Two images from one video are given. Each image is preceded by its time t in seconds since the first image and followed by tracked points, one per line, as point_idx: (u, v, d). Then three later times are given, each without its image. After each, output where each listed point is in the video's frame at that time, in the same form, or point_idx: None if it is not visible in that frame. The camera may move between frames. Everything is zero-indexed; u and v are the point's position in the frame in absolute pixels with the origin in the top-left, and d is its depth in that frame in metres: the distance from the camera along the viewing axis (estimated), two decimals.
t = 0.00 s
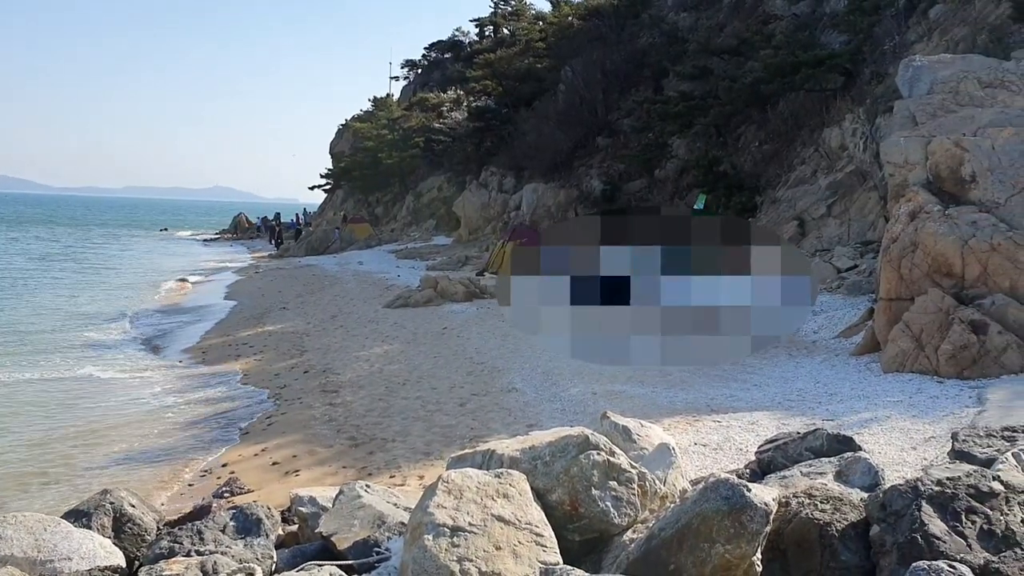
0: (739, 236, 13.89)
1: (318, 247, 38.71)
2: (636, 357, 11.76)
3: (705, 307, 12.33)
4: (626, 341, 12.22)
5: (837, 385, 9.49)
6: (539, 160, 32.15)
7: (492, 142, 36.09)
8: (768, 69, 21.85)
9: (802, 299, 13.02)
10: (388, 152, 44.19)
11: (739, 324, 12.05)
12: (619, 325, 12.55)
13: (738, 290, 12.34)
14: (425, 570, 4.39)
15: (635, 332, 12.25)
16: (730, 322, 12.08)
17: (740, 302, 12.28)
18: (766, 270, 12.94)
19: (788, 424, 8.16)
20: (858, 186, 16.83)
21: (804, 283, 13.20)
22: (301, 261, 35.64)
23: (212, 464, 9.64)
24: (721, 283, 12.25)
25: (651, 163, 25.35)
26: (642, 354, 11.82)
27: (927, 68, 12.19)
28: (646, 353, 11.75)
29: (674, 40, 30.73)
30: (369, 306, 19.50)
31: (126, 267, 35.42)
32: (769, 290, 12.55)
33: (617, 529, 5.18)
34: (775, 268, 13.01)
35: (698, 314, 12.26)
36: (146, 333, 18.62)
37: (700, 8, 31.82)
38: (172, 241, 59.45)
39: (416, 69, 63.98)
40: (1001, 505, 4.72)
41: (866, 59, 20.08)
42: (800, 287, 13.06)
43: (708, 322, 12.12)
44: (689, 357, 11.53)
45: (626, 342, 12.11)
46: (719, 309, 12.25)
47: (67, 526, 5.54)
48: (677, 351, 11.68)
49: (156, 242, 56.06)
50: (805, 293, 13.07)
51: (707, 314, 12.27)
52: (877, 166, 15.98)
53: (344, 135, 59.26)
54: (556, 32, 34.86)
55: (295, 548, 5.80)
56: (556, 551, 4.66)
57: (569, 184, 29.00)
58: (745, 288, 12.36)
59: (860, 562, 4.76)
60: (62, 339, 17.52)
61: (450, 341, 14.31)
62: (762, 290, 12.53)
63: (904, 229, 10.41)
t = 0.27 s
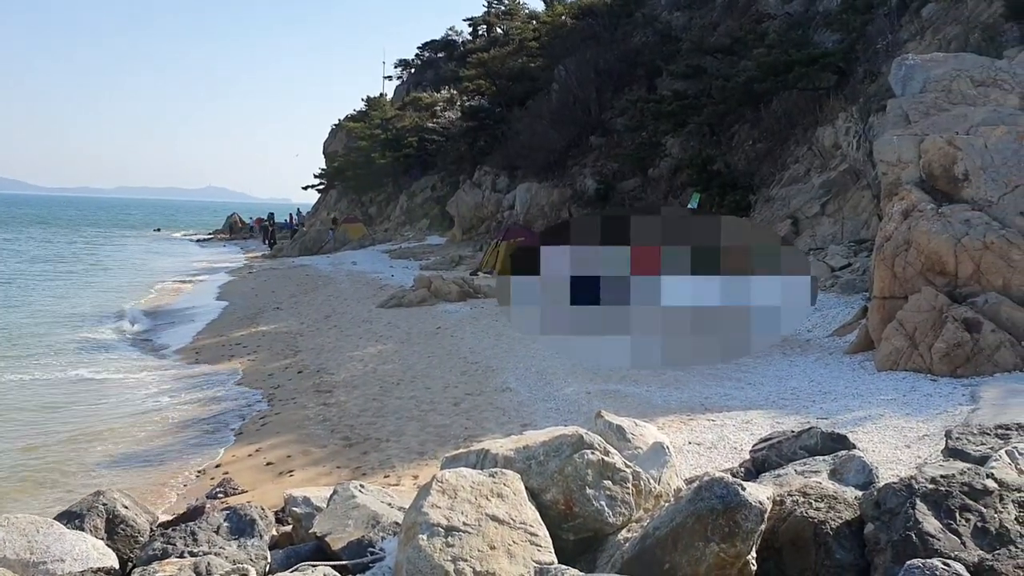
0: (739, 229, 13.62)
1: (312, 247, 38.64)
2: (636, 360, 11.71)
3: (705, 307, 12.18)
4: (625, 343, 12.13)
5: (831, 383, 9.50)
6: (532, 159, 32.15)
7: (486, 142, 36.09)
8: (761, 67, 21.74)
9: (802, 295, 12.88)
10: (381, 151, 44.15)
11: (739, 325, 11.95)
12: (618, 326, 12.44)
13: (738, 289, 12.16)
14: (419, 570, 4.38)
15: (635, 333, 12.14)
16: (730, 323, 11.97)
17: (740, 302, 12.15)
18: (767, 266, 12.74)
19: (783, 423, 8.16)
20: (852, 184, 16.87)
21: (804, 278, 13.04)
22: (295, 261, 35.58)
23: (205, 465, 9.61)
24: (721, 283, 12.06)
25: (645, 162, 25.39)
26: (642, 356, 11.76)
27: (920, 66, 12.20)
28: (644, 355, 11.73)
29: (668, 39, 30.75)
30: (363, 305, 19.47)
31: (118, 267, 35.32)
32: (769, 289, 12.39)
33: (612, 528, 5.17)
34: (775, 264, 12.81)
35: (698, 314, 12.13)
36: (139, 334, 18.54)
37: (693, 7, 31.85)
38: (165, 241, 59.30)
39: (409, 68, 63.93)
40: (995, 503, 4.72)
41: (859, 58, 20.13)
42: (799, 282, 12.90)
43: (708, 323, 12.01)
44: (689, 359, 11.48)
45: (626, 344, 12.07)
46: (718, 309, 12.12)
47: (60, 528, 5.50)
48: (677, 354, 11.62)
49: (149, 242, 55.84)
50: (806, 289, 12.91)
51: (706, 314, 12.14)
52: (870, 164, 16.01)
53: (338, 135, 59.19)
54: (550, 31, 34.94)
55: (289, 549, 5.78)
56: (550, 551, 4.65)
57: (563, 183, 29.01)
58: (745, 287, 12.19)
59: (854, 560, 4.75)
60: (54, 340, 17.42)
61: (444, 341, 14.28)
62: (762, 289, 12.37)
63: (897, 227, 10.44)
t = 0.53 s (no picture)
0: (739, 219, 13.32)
1: (308, 248, 38.60)
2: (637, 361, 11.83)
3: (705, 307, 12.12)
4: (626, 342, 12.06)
5: (827, 382, 9.50)
6: (528, 159, 32.16)
7: (482, 142, 36.11)
8: (756, 67, 21.73)
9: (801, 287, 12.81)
10: (377, 152, 44.19)
11: (739, 325, 11.99)
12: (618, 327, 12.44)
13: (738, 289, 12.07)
14: (415, 572, 4.36)
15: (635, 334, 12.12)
16: (729, 323, 12.01)
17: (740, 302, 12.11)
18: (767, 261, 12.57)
19: (779, 422, 8.16)
20: (847, 183, 16.89)
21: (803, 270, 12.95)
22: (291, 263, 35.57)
23: (202, 467, 9.58)
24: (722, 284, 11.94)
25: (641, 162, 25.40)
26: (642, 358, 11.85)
27: (914, 65, 12.20)
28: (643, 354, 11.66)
29: (663, 39, 30.75)
30: (359, 307, 19.44)
31: (114, 270, 35.25)
32: (769, 287, 12.30)
33: (608, 528, 5.16)
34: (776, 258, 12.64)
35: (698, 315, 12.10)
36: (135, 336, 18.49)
37: (688, 7, 31.86)
38: (161, 243, 59.23)
39: (405, 69, 63.95)
40: (991, 501, 4.72)
41: (854, 57, 20.17)
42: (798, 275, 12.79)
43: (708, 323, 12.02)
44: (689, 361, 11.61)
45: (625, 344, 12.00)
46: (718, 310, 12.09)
47: (55, 531, 5.45)
48: (677, 356, 11.72)
49: (144, 244, 55.73)
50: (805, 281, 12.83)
51: (707, 315, 12.12)
52: (866, 163, 16.03)
53: (334, 136, 59.18)
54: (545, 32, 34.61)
55: (285, 551, 5.76)
56: (547, 552, 4.63)
57: (559, 184, 29.02)
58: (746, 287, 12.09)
59: (851, 559, 4.74)
60: (50, 342, 17.37)
61: (440, 342, 14.26)
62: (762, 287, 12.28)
63: (893, 226, 10.44)
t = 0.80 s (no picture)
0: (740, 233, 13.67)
1: (306, 249, 38.56)
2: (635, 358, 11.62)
3: (704, 307, 12.18)
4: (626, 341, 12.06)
5: (825, 382, 9.51)
6: (526, 159, 32.17)
7: (479, 143, 36.10)
8: (754, 67, 21.56)
9: (802, 296, 12.85)
10: (375, 153, 44.21)
11: (739, 324, 11.88)
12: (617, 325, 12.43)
13: (737, 289, 12.19)
14: (413, 573, 4.35)
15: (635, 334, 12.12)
16: (729, 321, 11.91)
17: (739, 301, 12.12)
18: (767, 267, 12.77)
19: (778, 423, 8.16)
20: (845, 184, 16.89)
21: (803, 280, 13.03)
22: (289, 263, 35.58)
23: (199, 468, 9.57)
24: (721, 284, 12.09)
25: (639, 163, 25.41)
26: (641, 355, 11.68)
27: (912, 65, 12.17)
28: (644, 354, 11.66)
29: (661, 39, 30.72)
30: (357, 307, 19.43)
31: (112, 271, 35.23)
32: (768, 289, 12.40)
33: (607, 529, 5.15)
34: (775, 265, 12.83)
35: (697, 313, 12.11)
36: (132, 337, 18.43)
37: (686, 7, 31.85)
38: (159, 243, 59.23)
39: (403, 69, 63.95)
40: (990, 502, 4.72)
41: (852, 57, 20.19)
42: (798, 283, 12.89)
43: (707, 321, 11.96)
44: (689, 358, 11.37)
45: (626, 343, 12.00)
46: (718, 308, 12.09)
47: (53, 532, 5.41)
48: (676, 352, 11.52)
49: (142, 245, 55.69)
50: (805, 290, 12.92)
51: (706, 313, 12.11)
52: (864, 163, 16.04)
53: (331, 137, 59.19)
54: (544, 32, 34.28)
55: (283, 552, 5.75)
56: (545, 553, 4.61)
57: (557, 184, 29.02)
58: (745, 288, 12.21)
59: (850, 560, 4.74)
60: (47, 343, 17.32)
61: (438, 342, 14.24)
62: (762, 289, 12.36)
63: (891, 227, 10.44)
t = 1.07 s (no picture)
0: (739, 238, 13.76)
1: (305, 251, 38.55)
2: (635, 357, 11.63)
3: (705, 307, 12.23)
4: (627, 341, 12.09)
5: (824, 384, 9.51)
6: (525, 161, 32.22)
7: (478, 145, 36.13)
8: (753, 69, 21.59)
9: (800, 299, 12.93)
10: (374, 154, 44.29)
11: (739, 324, 11.90)
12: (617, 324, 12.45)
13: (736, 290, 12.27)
14: None
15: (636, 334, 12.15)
16: (730, 321, 11.94)
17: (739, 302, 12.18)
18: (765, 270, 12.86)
19: (777, 425, 8.15)
20: (844, 185, 16.90)
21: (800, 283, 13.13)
22: (288, 265, 35.59)
23: (199, 470, 9.56)
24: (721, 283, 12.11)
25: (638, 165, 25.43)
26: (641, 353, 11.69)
27: (911, 67, 12.16)
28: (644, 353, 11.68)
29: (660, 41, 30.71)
30: (357, 309, 19.42)
31: (111, 273, 35.23)
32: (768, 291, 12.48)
33: (607, 532, 5.15)
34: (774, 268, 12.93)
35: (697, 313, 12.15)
36: (130, 339, 18.39)
37: (685, 10, 31.88)
38: (158, 245, 59.25)
39: (402, 72, 64.06)
40: (990, 504, 4.72)
41: (851, 59, 20.21)
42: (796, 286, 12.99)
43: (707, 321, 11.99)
44: (689, 358, 11.40)
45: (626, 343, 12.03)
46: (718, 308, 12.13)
47: (52, 535, 5.36)
48: (676, 352, 11.53)
49: (141, 246, 55.68)
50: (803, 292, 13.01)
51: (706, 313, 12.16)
52: (863, 166, 16.05)
53: (331, 138, 59.24)
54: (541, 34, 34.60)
55: (283, 555, 5.74)
56: (545, 556, 4.59)
57: (556, 186, 29.05)
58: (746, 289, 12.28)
59: (849, 562, 4.74)
60: (46, 346, 17.29)
61: (438, 344, 14.24)
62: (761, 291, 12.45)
63: (891, 228, 10.43)
